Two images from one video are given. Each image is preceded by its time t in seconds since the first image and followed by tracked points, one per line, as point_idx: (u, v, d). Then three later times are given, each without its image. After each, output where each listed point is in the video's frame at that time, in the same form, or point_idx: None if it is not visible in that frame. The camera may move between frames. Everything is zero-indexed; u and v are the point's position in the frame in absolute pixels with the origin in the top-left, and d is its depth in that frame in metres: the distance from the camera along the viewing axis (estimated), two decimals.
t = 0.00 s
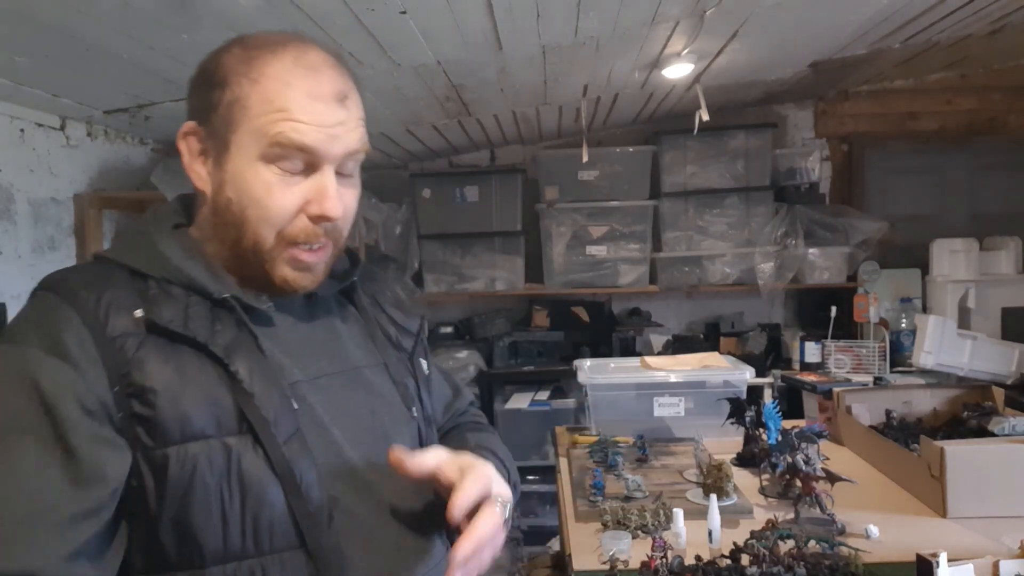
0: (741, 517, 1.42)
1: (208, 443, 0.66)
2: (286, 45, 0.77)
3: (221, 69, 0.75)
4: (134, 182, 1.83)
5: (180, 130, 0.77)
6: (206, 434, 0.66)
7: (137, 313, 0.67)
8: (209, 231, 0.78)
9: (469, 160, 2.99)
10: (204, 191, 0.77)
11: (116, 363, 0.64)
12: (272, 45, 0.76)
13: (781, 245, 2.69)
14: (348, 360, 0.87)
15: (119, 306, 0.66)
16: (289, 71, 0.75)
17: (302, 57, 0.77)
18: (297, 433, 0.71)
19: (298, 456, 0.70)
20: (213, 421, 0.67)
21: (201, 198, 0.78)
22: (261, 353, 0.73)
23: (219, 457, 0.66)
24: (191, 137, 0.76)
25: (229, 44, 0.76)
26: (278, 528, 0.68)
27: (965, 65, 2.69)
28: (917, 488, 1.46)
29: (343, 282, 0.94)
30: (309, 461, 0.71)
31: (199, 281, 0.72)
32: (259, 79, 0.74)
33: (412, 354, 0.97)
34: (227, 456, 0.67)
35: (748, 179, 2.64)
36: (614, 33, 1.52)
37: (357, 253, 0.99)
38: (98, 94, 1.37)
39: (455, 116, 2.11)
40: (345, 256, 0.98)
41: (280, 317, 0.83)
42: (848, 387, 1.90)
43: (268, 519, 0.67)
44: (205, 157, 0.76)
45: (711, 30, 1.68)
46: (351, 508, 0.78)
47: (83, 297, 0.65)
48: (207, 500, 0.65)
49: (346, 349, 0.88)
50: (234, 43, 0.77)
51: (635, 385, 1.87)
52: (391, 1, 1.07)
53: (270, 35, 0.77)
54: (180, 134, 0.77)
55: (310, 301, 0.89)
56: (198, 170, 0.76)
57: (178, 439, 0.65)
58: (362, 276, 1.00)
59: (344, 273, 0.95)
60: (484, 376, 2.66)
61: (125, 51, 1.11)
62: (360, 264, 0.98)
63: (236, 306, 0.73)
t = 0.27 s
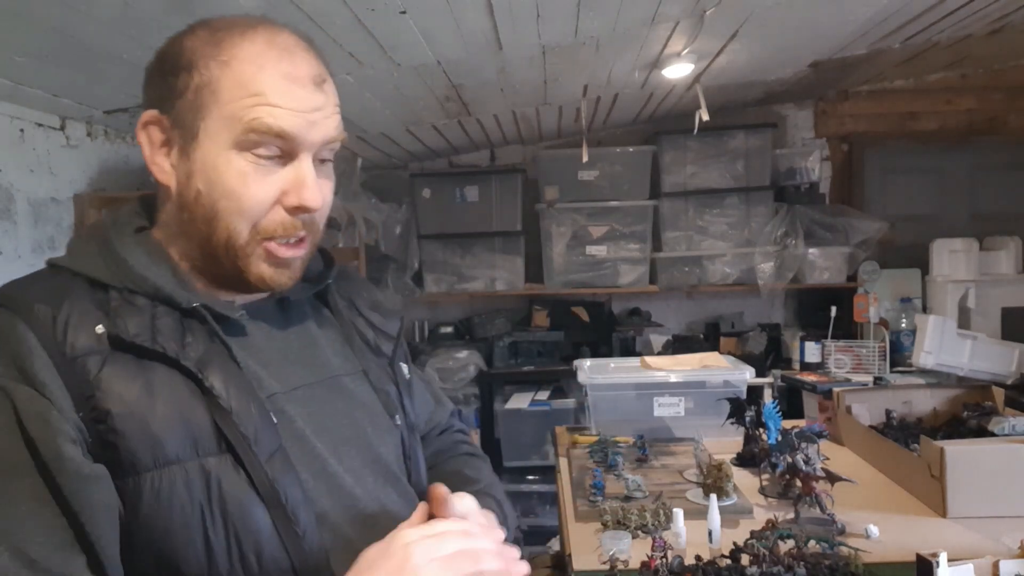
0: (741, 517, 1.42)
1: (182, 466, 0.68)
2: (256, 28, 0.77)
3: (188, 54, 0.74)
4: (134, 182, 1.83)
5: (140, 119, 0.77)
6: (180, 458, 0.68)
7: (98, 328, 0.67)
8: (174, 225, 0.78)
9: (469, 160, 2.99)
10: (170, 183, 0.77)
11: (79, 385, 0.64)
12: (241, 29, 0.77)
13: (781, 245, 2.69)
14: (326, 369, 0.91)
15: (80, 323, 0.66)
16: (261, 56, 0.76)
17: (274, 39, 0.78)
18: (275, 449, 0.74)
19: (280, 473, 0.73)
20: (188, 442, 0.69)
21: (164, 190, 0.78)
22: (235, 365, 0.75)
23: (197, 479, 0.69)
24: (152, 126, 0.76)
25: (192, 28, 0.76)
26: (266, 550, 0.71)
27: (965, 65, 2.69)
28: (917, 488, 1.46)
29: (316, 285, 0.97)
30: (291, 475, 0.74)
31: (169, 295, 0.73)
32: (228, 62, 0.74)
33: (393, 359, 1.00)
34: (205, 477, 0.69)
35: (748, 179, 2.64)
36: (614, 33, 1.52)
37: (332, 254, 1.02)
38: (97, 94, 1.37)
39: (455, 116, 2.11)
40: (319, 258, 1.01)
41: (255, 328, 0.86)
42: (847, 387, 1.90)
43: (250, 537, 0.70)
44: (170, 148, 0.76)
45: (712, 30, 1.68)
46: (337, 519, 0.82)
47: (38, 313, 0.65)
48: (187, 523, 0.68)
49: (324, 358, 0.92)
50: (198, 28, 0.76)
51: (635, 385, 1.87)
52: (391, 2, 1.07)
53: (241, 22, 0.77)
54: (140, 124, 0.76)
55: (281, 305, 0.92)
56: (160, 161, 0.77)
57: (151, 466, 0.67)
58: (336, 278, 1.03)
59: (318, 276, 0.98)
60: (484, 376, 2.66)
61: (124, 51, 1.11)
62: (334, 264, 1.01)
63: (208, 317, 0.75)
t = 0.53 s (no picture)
0: (741, 517, 1.42)
1: (185, 481, 0.68)
2: (254, 24, 0.77)
3: (185, 51, 0.74)
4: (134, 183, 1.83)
5: (126, 115, 0.75)
6: (183, 472, 0.69)
7: (90, 338, 0.68)
8: (164, 225, 0.78)
9: (469, 160, 2.99)
10: (164, 180, 0.77)
11: (76, 396, 0.64)
12: (238, 26, 0.77)
13: (781, 245, 2.69)
14: (313, 377, 0.92)
15: (71, 332, 0.66)
16: (266, 51, 0.76)
17: (276, 34, 0.78)
18: (276, 459, 0.76)
19: (284, 485, 0.75)
20: (189, 455, 0.69)
21: (152, 188, 0.77)
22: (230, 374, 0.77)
23: (201, 494, 0.69)
24: (141, 121, 0.75)
25: (187, 23, 0.76)
26: (272, 564, 0.71)
27: (965, 65, 2.70)
28: (917, 488, 1.46)
29: (297, 290, 0.97)
30: (292, 487, 0.76)
31: (162, 304, 0.74)
32: (231, 56, 0.75)
33: (374, 363, 1.02)
34: (208, 491, 0.69)
35: (748, 179, 2.64)
36: (613, 33, 1.52)
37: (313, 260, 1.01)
38: (98, 95, 1.37)
39: (455, 116, 2.11)
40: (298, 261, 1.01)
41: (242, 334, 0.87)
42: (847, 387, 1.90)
43: (255, 551, 0.70)
44: (164, 144, 0.75)
45: (712, 30, 1.68)
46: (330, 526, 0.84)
47: (25, 321, 0.65)
48: (192, 538, 0.67)
49: (310, 365, 0.92)
50: (193, 23, 0.76)
51: (635, 385, 1.87)
52: (391, 2, 1.07)
53: (240, 19, 0.77)
54: (127, 120, 0.75)
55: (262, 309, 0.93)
56: (150, 160, 0.76)
57: (154, 480, 0.66)
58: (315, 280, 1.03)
59: (299, 280, 0.98)
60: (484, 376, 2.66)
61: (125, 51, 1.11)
62: (314, 267, 1.01)
63: (199, 325, 0.77)
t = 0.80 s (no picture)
0: (741, 517, 1.42)
1: (205, 479, 0.68)
2: (230, 14, 0.74)
3: (164, 41, 0.71)
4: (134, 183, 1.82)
5: (113, 115, 0.72)
6: (201, 469, 0.68)
7: (107, 336, 0.66)
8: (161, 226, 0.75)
9: (469, 160, 2.99)
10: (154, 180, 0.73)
11: (94, 395, 0.63)
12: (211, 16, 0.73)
13: (781, 245, 2.69)
14: (318, 375, 0.91)
15: (89, 329, 0.64)
16: (246, 41, 0.73)
17: (258, 22, 0.75)
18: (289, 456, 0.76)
19: (297, 484, 0.74)
20: (207, 453, 0.68)
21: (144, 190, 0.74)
22: (240, 370, 0.77)
23: (220, 493, 0.68)
24: (127, 120, 0.71)
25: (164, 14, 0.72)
26: (285, 562, 0.71)
27: (965, 65, 2.70)
28: (917, 487, 1.46)
29: (300, 288, 0.96)
30: (304, 485, 0.75)
31: (177, 301, 0.72)
32: (211, 47, 0.71)
33: (375, 362, 1.03)
34: (227, 490, 0.69)
35: (748, 179, 2.64)
36: (613, 33, 1.52)
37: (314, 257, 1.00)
38: (99, 95, 1.37)
39: (455, 116, 2.11)
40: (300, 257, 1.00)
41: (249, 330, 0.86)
42: (847, 387, 1.90)
43: (271, 550, 0.70)
44: (152, 143, 0.71)
45: (711, 30, 1.68)
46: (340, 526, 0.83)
47: (43, 321, 0.62)
48: (210, 538, 0.67)
49: (315, 363, 0.92)
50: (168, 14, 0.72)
51: (636, 385, 1.87)
52: (391, 2, 1.07)
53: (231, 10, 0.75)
54: (114, 119, 0.71)
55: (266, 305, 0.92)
56: (138, 161, 0.72)
57: (174, 478, 0.66)
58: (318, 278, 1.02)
59: (302, 277, 0.97)
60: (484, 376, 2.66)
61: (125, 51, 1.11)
62: (315, 263, 1.00)
63: (211, 323, 0.76)
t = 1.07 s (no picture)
0: (741, 517, 1.42)
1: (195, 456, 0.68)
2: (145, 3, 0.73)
3: (95, 51, 0.71)
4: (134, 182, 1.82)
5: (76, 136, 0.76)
6: (193, 446, 0.68)
7: (99, 324, 0.65)
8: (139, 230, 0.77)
9: (469, 160, 2.99)
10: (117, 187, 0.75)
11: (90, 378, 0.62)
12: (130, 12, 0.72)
13: (781, 245, 2.69)
14: (320, 364, 0.89)
15: (81, 319, 0.64)
16: (155, 28, 0.72)
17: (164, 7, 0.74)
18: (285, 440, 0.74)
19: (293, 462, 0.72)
20: (197, 430, 0.68)
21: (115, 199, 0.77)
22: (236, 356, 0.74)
23: (207, 469, 0.69)
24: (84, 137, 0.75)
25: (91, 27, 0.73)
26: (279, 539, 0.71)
27: (965, 65, 2.70)
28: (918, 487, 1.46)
29: (303, 278, 0.95)
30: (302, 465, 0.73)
31: (166, 290, 0.71)
32: (124, 44, 0.71)
33: (381, 352, 1.02)
34: (214, 466, 0.69)
35: (748, 179, 2.64)
36: (613, 32, 1.52)
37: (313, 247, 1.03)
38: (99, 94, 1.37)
39: (455, 116, 2.11)
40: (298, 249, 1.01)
41: (247, 322, 0.86)
42: (847, 387, 1.90)
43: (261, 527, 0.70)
44: (106, 153, 0.74)
45: (712, 30, 1.68)
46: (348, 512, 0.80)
47: (39, 312, 0.62)
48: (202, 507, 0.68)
49: (316, 353, 0.90)
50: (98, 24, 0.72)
51: (635, 385, 1.87)
52: (390, 2, 1.07)
53: None
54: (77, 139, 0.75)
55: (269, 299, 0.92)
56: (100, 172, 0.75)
57: (167, 454, 0.66)
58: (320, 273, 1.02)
59: (303, 269, 0.97)
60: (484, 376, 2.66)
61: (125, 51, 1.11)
62: (316, 257, 1.01)
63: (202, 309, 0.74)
